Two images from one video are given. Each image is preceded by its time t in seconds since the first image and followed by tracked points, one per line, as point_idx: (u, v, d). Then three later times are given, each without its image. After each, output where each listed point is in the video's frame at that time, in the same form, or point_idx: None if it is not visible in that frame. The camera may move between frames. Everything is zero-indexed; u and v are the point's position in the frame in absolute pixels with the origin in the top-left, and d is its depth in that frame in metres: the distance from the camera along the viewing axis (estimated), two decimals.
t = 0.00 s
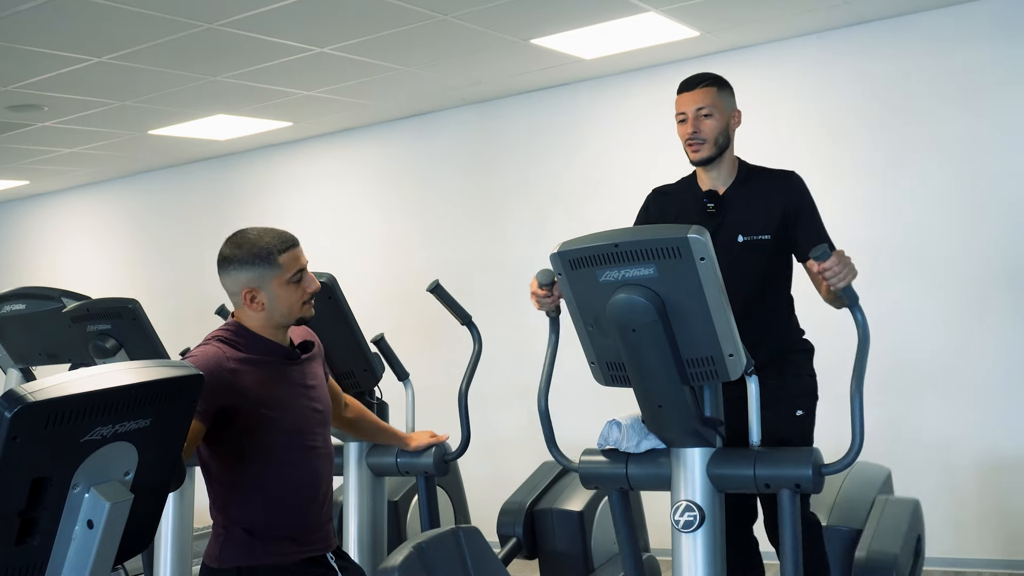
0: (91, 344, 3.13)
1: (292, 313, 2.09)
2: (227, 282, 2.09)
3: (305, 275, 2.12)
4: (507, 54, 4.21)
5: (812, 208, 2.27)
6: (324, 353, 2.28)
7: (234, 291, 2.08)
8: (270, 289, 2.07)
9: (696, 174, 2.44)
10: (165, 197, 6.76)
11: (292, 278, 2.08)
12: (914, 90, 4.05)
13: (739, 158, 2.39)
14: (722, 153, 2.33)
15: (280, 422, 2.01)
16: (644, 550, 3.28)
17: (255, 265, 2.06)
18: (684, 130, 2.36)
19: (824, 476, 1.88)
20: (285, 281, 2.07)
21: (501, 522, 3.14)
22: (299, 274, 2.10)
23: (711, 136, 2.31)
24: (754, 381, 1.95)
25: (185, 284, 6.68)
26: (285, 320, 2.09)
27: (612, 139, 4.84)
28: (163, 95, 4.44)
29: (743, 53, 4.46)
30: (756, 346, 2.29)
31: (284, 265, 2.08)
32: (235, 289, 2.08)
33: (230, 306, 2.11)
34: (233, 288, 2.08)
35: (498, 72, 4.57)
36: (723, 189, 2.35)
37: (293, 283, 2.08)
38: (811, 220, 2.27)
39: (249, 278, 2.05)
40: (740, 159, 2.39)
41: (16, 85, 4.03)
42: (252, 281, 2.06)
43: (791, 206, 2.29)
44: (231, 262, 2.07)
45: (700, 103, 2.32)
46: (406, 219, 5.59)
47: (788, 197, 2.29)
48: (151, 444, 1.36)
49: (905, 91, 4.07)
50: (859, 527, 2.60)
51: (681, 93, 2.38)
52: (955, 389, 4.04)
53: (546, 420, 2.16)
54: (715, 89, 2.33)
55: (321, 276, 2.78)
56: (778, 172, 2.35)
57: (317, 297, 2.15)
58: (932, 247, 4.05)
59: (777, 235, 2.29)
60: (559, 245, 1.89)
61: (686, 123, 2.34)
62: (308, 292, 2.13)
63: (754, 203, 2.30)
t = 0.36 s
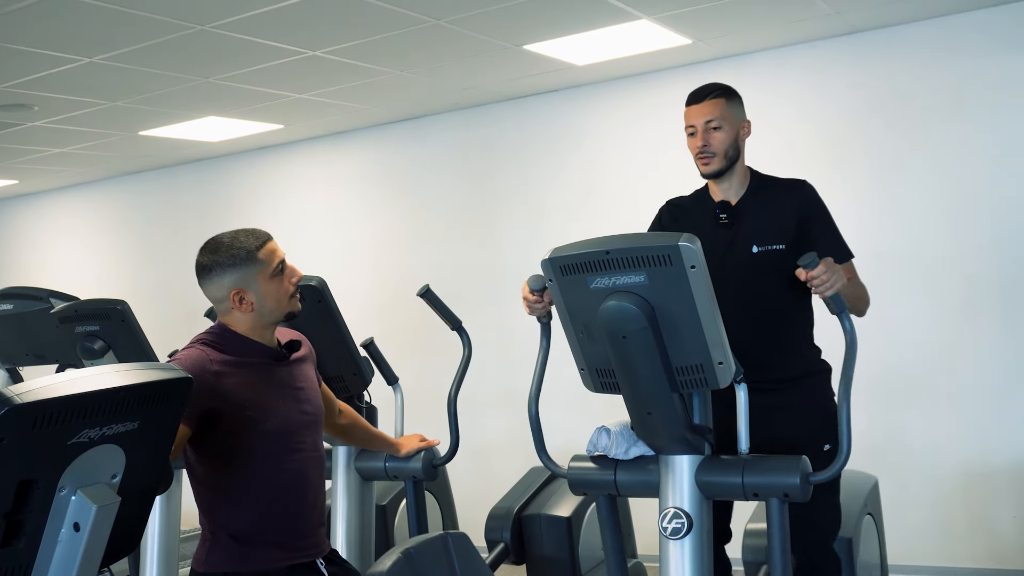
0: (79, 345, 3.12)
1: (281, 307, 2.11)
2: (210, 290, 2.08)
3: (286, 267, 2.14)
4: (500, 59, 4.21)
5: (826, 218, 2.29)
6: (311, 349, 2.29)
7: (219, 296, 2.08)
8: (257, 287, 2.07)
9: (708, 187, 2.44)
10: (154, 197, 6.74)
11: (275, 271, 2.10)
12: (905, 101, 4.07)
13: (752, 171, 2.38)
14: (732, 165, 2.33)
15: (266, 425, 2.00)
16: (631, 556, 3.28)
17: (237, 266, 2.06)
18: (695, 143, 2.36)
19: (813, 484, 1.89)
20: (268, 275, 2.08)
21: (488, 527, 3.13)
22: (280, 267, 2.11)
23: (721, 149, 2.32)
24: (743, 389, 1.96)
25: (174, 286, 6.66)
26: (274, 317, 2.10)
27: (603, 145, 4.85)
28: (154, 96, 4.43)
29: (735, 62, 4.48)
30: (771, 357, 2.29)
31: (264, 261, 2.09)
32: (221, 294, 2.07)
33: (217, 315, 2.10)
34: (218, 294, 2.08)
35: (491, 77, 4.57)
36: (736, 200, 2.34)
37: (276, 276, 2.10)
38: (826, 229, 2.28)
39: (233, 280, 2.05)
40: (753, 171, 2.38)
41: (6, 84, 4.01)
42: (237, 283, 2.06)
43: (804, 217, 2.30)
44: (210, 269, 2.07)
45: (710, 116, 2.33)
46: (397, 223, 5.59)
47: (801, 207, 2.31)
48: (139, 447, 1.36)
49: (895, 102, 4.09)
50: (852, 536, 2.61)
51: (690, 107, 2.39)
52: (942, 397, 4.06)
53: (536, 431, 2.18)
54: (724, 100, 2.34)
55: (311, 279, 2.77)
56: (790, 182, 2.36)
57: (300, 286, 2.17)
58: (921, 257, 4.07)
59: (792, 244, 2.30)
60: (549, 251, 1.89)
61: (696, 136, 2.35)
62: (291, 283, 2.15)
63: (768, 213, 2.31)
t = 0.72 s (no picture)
0: (77, 346, 3.11)
1: (286, 308, 2.11)
2: (214, 291, 2.08)
3: (291, 267, 2.14)
4: (497, 61, 4.22)
5: (785, 198, 2.25)
6: (315, 351, 2.29)
7: (225, 297, 2.07)
8: (262, 287, 2.07)
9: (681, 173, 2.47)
10: (152, 199, 6.74)
11: (280, 271, 2.10)
12: (901, 102, 4.08)
13: (721, 157, 2.40)
14: (702, 155, 2.35)
15: (269, 428, 2.00)
16: (628, 558, 3.29)
17: (243, 267, 2.06)
18: (664, 133, 2.38)
19: (810, 486, 1.88)
20: (273, 275, 2.08)
21: (486, 528, 3.14)
22: (285, 267, 2.12)
23: (688, 139, 2.33)
24: (741, 390, 1.96)
25: (172, 287, 6.66)
26: (279, 318, 2.11)
27: (600, 148, 4.86)
28: (152, 97, 4.43)
29: (732, 64, 4.49)
30: (736, 341, 2.30)
31: (270, 261, 2.09)
32: (226, 295, 2.07)
33: (221, 316, 2.10)
34: (224, 295, 2.07)
35: (489, 78, 4.58)
36: (704, 189, 2.38)
37: (281, 276, 2.10)
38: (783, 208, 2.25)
39: (240, 281, 2.05)
40: (722, 158, 2.40)
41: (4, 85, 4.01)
42: (242, 284, 2.06)
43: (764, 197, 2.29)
44: (217, 269, 2.07)
45: (678, 107, 2.33)
46: (394, 224, 5.59)
47: (762, 189, 2.29)
48: (137, 448, 1.36)
49: (892, 104, 4.10)
50: (853, 539, 2.62)
51: (661, 96, 2.40)
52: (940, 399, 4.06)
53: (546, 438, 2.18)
54: (692, 92, 2.34)
55: (310, 279, 2.76)
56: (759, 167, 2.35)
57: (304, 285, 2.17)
58: (919, 259, 4.08)
59: (753, 227, 2.29)
60: (547, 252, 1.90)
61: (664, 127, 2.36)
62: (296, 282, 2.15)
63: (730, 199, 2.32)
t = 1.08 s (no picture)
0: (73, 341, 3.11)
1: (287, 307, 2.11)
2: (215, 289, 2.08)
3: (293, 266, 2.14)
4: (498, 61, 4.22)
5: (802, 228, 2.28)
6: (315, 349, 2.29)
7: (226, 295, 2.07)
8: (263, 286, 2.07)
9: (685, 186, 2.46)
10: (150, 195, 6.73)
11: (281, 270, 2.10)
12: (901, 109, 4.09)
13: (729, 171, 2.40)
14: (712, 164, 2.35)
15: (267, 425, 2.00)
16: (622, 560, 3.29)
17: (244, 266, 2.06)
18: (676, 138, 2.38)
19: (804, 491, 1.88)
20: (275, 274, 2.09)
21: (480, 528, 3.13)
22: (286, 266, 2.12)
23: (702, 146, 2.33)
24: (736, 395, 1.96)
25: (169, 283, 6.65)
26: (280, 316, 2.11)
27: (599, 150, 4.86)
28: (151, 92, 4.43)
29: (732, 68, 4.49)
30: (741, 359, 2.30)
31: (271, 259, 2.09)
32: (228, 293, 2.07)
33: (222, 314, 2.10)
34: (225, 293, 2.07)
35: (489, 79, 4.58)
36: (712, 200, 2.36)
37: (283, 275, 2.10)
38: (798, 235, 2.28)
39: (242, 280, 2.06)
40: (731, 172, 2.41)
41: (4, 78, 4.00)
42: (243, 282, 2.06)
43: (780, 220, 2.30)
44: (218, 267, 2.07)
45: (694, 112, 2.34)
46: (392, 223, 5.59)
47: (779, 213, 2.30)
48: (134, 444, 1.36)
49: (892, 111, 4.11)
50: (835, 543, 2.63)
51: (676, 102, 2.41)
52: (936, 405, 4.07)
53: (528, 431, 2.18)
54: (709, 99, 2.35)
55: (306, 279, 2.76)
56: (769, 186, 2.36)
57: (306, 284, 2.17)
58: (917, 266, 4.08)
59: (764, 247, 2.30)
60: (545, 255, 1.90)
61: (678, 131, 2.37)
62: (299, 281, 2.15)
63: (742, 215, 2.32)
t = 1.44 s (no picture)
0: (72, 343, 3.11)
1: (288, 309, 2.11)
2: (215, 290, 2.08)
3: (293, 267, 2.14)
4: (497, 62, 4.21)
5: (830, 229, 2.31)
6: (316, 351, 2.29)
7: (226, 297, 2.07)
8: (264, 287, 2.07)
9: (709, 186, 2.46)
10: (148, 197, 6.72)
11: (281, 272, 2.10)
12: (900, 109, 4.09)
13: (753, 170, 2.40)
14: (733, 163, 2.35)
15: (266, 427, 2.00)
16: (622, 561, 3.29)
17: (244, 267, 2.05)
18: (696, 138, 2.39)
19: (804, 490, 1.89)
20: (275, 275, 2.08)
21: (479, 530, 3.13)
22: (287, 267, 2.11)
23: (722, 144, 2.34)
24: (736, 395, 1.96)
25: (167, 285, 6.65)
26: (280, 318, 2.11)
27: (598, 150, 4.86)
28: (149, 94, 4.42)
29: (730, 68, 4.49)
30: (770, 361, 2.29)
31: (272, 261, 2.09)
32: (227, 295, 2.07)
33: (222, 316, 2.09)
34: (225, 294, 2.07)
35: (487, 80, 4.58)
36: (737, 201, 2.36)
37: (283, 277, 2.10)
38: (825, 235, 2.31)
39: (242, 281, 2.05)
40: (754, 171, 2.41)
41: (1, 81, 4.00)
42: (243, 283, 2.06)
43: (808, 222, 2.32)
44: (218, 268, 2.06)
45: (713, 111, 2.36)
46: (391, 225, 5.58)
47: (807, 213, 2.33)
48: (132, 445, 1.35)
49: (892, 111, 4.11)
50: (843, 543, 2.60)
51: (696, 101, 2.43)
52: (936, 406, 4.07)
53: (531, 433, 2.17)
54: (729, 97, 2.37)
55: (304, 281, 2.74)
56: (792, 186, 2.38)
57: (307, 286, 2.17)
58: (918, 266, 4.08)
59: (791, 248, 2.31)
60: (544, 256, 1.90)
61: (698, 130, 2.38)
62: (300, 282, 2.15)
63: (769, 216, 2.32)
